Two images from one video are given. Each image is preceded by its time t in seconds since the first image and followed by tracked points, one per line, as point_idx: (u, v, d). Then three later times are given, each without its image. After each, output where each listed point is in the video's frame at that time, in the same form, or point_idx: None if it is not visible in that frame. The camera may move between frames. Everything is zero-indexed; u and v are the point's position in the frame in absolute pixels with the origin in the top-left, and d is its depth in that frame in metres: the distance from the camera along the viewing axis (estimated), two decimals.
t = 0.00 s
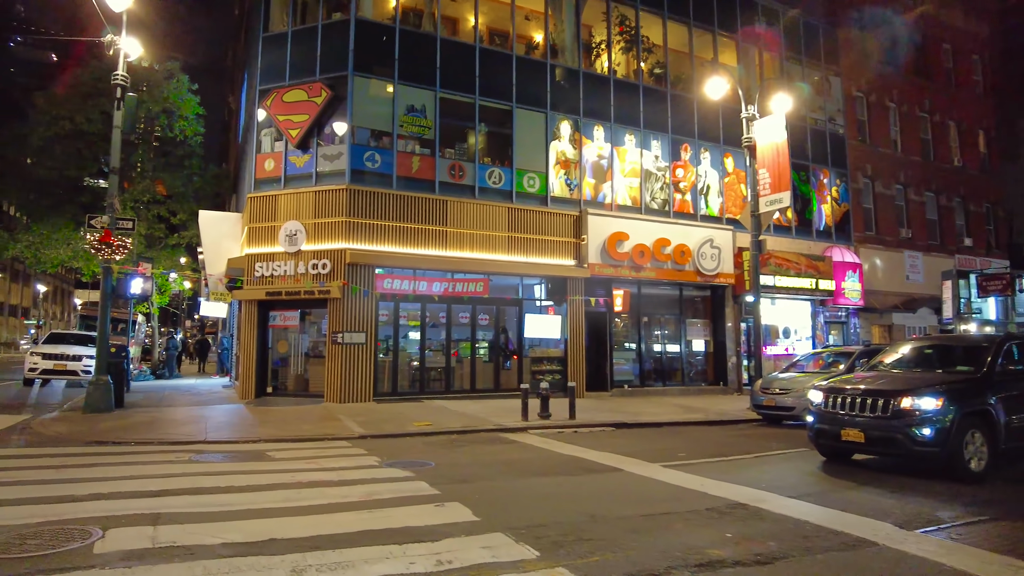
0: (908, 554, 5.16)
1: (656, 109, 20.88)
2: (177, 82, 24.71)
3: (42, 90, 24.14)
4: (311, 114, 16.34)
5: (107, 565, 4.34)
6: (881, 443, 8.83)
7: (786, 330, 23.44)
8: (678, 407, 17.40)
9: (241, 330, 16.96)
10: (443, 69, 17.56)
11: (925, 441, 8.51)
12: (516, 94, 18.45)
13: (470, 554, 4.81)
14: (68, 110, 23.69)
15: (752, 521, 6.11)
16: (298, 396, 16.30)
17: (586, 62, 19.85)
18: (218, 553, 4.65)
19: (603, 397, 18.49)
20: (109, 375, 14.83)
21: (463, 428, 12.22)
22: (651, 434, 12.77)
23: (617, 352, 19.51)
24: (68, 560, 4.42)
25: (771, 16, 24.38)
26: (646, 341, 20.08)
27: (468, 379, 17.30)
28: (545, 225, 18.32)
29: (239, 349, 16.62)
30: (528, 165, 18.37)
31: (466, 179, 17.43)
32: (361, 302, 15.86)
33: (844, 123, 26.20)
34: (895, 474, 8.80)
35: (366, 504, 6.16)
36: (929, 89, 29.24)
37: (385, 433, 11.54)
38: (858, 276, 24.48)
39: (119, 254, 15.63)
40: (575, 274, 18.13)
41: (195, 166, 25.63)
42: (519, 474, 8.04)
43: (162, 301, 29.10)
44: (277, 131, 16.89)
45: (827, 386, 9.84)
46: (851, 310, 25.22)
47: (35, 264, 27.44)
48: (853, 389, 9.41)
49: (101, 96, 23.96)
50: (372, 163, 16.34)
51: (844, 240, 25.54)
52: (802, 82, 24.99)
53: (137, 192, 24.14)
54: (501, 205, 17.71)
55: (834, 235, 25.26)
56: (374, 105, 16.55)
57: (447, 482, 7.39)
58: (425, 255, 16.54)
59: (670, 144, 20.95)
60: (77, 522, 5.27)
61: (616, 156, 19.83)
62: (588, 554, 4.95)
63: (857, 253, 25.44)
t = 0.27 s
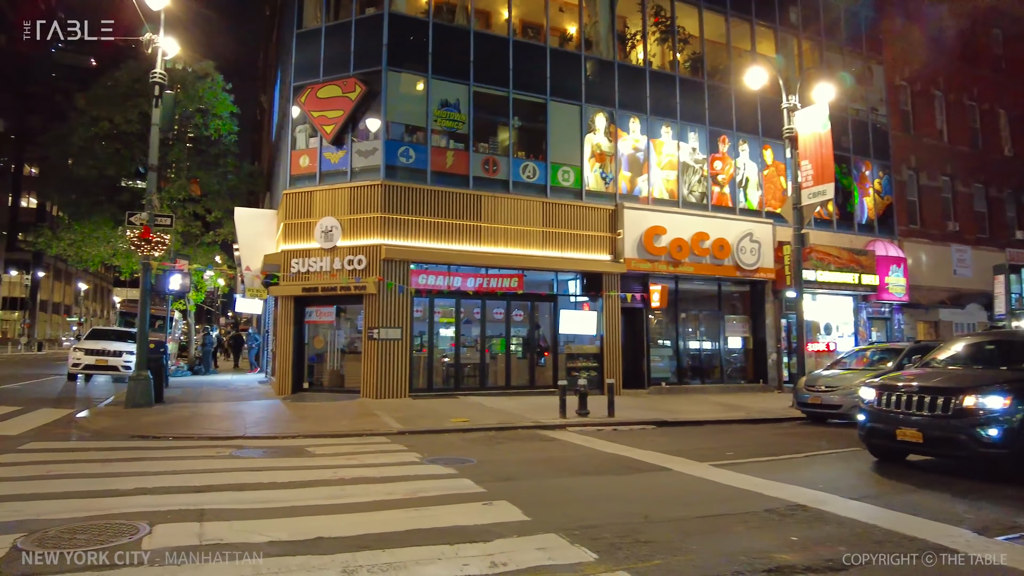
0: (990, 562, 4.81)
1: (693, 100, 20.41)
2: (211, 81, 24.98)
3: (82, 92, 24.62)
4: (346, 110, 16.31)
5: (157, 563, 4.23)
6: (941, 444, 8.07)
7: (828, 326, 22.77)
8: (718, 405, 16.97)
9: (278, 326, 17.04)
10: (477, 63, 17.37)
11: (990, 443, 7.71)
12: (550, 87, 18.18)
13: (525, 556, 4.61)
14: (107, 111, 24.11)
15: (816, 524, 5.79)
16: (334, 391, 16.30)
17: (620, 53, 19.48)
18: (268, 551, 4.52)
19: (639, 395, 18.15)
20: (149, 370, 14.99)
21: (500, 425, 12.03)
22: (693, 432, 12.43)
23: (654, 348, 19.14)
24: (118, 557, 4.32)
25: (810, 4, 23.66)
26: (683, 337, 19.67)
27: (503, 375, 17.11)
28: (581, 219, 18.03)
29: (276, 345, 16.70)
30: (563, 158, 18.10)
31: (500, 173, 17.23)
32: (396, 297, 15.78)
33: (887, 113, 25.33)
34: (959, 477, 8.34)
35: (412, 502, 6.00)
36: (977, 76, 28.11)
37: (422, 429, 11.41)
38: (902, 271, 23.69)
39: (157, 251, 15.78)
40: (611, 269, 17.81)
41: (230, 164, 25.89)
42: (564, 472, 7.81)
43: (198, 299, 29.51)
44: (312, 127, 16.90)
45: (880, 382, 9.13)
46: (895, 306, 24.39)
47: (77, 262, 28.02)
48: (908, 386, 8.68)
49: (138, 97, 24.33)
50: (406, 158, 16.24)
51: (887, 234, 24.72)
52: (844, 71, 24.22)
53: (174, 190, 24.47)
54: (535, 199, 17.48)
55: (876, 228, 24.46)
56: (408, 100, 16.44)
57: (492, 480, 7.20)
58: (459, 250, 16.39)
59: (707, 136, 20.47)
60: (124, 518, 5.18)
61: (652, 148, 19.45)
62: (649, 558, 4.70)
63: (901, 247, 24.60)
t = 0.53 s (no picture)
0: None
1: (735, 83, 19.70)
2: (246, 74, 25.10)
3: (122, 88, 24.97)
4: (381, 99, 16.11)
5: (200, 565, 4.03)
6: (1022, 442, 7.28)
7: (877, 317, 21.87)
8: (764, 398, 16.40)
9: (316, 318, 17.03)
10: (513, 48, 16.97)
11: None
12: (588, 71, 17.70)
13: (587, 562, 4.30)
14: (146, 106, 24.40)
15: (896, 529, 5.35)
16: (372, 382, 16.22)
17: (660, 35, 18.86)
18: (314, 553, 4.29)
19: (681, 388, 17.67)
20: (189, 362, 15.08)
21: (541, 418, 11.72)
22: (742, 427, 11.95)
23: (696, 339, 18.63)
24: (160, 558, 4.13)
25: None
26: (727, 328, 19.09)
27: (541, 367, 16.81)
28: (621, 206, 17.58)
29: (315, 336, 16.68)
30: (602, 144, 17.64)
31: (537, 161, 16.86)
32: (433, 288, 15.59)
33: (941, 93, 24.14)
34: None
35: (460, 501, 5.74)
36: None
37: (462, 421, 11.18)
38: (957, 258, 22.61)
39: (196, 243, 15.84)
40: (652, 258, 17.33)
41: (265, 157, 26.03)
42: (613, 469, 7.47)
43: (236, 291, 29.85)
44: (348, 117, 16.76)
45: (950, 375, 8.40)
46: (949, 296, 23.33)
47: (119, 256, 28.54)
48: (983, 378, 7.91)
49: (175, 91, 24.55)
50: (442, 147, 15.98)
51: (940, 220, 23.62)
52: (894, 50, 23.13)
53: (211, 183, 24.69)
54: (574, 187, 17.07)
55: (929, 214, 23.40)
56: (444, 87, 16.15)
57: (541, 477, 6.91)
58: (496, 240, 16.10)
59: (751, 120, 19.77)
60: (166, 514, 5.02)
61: (694, 133, 18.86)
62: (718, 566, 4.35)
63: (955, 233, 23.48)
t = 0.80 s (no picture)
0: None
1: (778, 65, 18.98)
2: (277, 66, 25.10)
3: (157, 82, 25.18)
4: (414, 87, 15.86)
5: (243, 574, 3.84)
6: None
7: (926, 307, 21.02)
8: (809, 391, 15.85)
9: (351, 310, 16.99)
10: (547, 33, 16.55)
11: None
12: (624, 55, 17.19)
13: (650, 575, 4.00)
14: (181, 99, 24.57)
15: (982, 540, 4.93)
16: (406, 375, 16.10)
17: (699, 17, 18.23)
18: (360, 562, 4.07)
19: (722, 381, 17.20)
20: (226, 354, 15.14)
21: (581, 413, 11.42)
22: (790, 423, 11.50)
23: (736, 331, 18.12)
24: (202, 565, 3.95)
25: None
26: (769, 319, 18.51)
27: (578, 359, 16.49)
28: (659, 194, 17.10)
29: (350, 328, 16.63)
30: (639, 131, 17.16)
31: (573, 149, 16.46)
32: (468, 280, 15.36)
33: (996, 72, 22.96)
34: None
35: (507, 503, 5.48)
36: None
37: (501, 416, 10.93)
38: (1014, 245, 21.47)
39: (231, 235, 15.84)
40: (692, 247, 16.82)
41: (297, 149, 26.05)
42: (663, 469, 7.14)
43: (270, 283, 30.09)
44: (380, 107, 16.57)
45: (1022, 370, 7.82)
46: (1003, 285, 22.30)
47: (156, 248, 28.95)
48: None
49: (209, 84, 24.67)
50: (476, 136, 15.69)
51: (994, 206, 22.55)
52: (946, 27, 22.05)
53: (245, 175, 24.79)
54: (610, 175, 16.64)
55: (982, 200, 22.35)
56: (477, 75, 15.83)
57: (588, 477, 6.63)
58: (532, 230, 15.79)
59: (794, 103, 19.05)
60: (207, 517, 4.85)
61: (735, 118, 18.24)
62: None
63: (1011, 219, 22.40)
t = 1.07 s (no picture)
0: None
1: (821, 51, 18.26)
2: (309, 61, 25.08)
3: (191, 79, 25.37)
4: (447, 79, 15.60)
5: None
6: None
7: (979, 303, 20.09)
8: (857, 389, 15.24)
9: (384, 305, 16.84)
10: (583, 21, 16.13)
11: None
12: (662, 43, 16.69)
13: None
14: (214, 97, 24.71)
15: None
16: (440, 371, 15.89)
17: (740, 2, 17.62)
18: (411, 572, 3.80)
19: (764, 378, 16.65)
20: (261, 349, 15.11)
21: (622, 411, 11.06)
22: (842, 423, 10.98)
23: (779, 327, 17.53)
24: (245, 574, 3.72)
25: None
26: (812, 315, 17.87)
27: (615, 356, 16.11)
28: (698, 186, 16.59)
29: (383, 324, 16.48)
30: (678, 121, 16.66)
31: (609, 139, 16.04)
32: (503, 274, 15.08)
33: None
34: None
35: (560, 509, 5.17)
36: None
37: (540, 414, 10.63)
38: None
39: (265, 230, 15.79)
40: (733, 240, 16.28)
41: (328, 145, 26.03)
42: (719, 473, 6.76)
43: (302, 279, 30.23)
44: (413, 100, 16.35)
45: None
46: None
47: (191, 245, 29.27)
48: None
49: (242, 81, 24.77)
50: (510, 127, 15.37)
51: None
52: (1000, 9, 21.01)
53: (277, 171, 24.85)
54: (648, 166, 16.18)
55: None
56: (512, 65, 15.50)
57: (641, 481, 6.28)
58: (568, 223, 15.44)
59: (838, 91, 18.32)
60: (248, 520, 4.64)
61: (776, 106, 17.61)
62: None
63: None
